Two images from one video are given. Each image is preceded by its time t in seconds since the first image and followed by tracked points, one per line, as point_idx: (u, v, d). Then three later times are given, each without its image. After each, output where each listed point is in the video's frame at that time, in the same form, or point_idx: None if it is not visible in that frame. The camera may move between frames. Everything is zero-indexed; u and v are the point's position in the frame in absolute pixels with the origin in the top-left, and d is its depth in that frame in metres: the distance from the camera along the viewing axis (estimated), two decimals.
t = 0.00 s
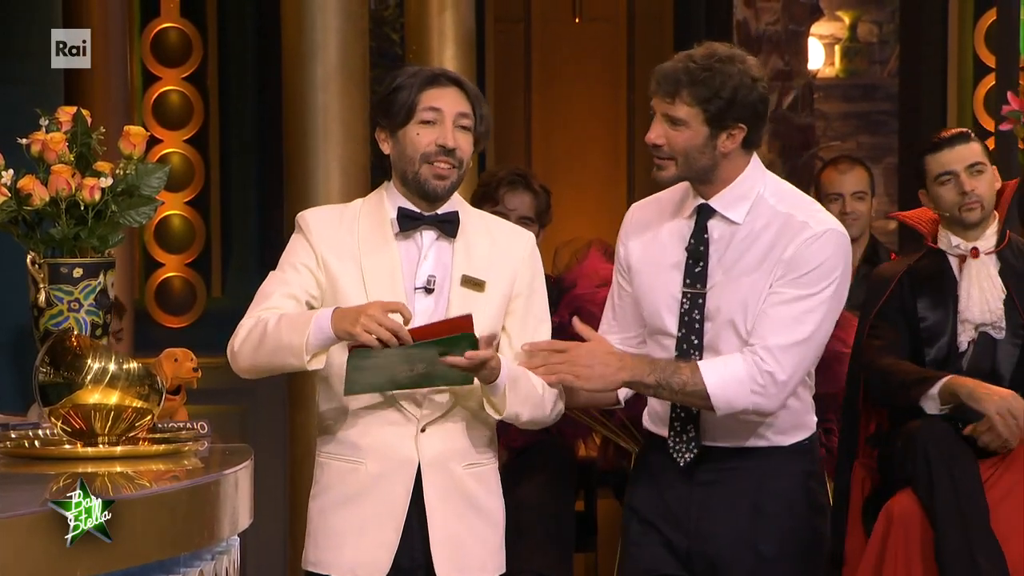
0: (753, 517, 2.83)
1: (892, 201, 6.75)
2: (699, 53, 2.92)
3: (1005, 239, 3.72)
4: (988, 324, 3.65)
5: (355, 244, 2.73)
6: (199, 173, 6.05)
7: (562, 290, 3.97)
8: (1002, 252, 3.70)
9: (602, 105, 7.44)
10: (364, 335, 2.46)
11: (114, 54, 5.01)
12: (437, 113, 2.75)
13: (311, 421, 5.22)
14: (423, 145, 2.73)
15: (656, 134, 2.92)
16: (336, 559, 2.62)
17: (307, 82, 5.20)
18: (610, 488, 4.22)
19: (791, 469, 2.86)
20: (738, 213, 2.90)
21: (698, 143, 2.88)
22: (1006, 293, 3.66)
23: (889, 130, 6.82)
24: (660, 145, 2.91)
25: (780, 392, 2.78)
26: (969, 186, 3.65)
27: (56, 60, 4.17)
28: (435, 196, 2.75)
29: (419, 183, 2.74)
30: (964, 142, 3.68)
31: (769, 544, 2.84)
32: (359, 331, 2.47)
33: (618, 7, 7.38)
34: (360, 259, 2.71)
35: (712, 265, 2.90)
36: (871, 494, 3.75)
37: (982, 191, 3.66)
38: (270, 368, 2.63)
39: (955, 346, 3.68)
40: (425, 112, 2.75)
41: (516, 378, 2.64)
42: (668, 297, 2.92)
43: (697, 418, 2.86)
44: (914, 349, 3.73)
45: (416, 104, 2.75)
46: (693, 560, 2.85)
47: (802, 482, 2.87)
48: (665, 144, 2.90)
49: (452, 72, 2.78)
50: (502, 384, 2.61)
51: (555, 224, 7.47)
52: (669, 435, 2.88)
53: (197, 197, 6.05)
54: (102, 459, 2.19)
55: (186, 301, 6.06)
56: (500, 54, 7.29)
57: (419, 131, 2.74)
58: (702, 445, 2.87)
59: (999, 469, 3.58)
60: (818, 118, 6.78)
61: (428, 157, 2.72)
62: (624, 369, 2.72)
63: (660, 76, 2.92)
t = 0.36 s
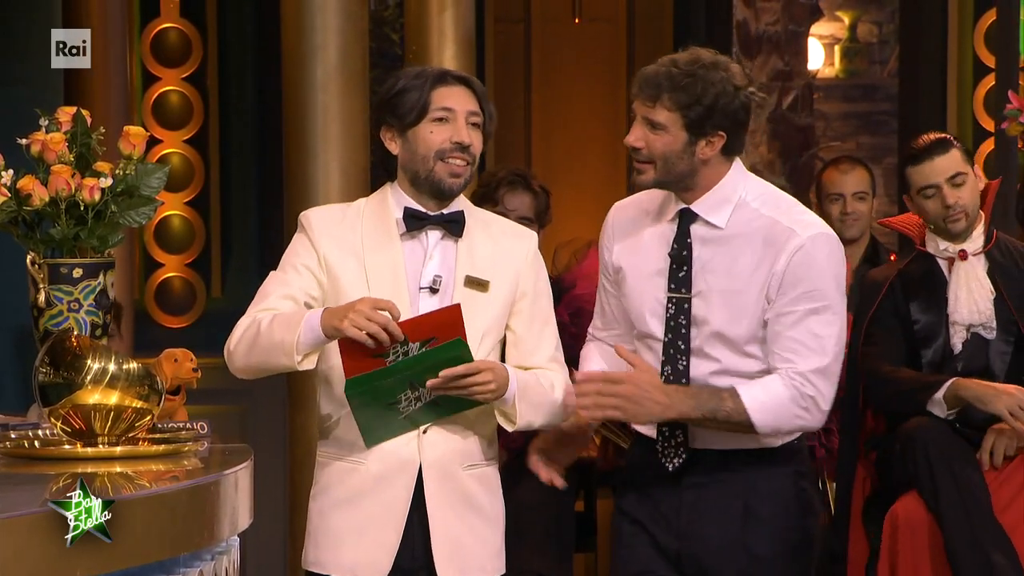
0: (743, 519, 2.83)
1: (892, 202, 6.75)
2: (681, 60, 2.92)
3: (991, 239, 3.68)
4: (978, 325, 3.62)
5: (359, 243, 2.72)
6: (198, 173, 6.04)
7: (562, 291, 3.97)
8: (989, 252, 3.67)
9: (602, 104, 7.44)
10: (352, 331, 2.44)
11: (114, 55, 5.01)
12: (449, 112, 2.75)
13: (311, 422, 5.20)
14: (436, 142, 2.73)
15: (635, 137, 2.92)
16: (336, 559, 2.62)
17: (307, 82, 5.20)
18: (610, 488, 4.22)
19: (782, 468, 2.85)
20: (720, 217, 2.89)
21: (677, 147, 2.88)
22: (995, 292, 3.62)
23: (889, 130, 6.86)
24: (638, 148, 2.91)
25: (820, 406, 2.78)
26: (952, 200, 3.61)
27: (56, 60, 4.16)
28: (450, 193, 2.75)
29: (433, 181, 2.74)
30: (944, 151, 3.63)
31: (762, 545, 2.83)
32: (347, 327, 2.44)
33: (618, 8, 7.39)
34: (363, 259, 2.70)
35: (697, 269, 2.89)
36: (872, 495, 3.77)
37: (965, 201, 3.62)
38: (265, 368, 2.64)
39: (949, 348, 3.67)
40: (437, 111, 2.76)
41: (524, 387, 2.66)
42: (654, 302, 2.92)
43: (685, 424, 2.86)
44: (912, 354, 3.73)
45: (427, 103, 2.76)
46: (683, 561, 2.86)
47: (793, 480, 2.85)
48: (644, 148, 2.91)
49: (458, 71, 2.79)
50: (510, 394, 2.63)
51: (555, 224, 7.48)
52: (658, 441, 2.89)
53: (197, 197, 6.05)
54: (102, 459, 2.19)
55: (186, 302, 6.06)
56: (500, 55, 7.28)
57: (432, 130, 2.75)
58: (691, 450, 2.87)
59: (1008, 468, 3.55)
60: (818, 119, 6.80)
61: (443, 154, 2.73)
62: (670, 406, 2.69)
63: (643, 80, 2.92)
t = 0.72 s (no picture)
0: (751, 518, 2.83)
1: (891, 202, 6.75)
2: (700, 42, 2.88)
3: (987, 239, 3.67)
4: (975, 324, 3.60)
5: (359, 242, 2.72)
6: (198, 173, 6.04)
7: (562, 291, 3.97)
8: (986, 251, 3.65)
9: (602, 104, 7.45)
10: (351, 318, 2.43)
11: (114, 55, 5.01)
12: (444, 108, 2.75)
13: (311, 422, 5.20)
14: (433, 139, 2.73)
15: (684, 122, 2.82)
16: (337, 559, 2.61)
17: (307, 82, 5.20)
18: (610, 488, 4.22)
19: (781, 468, 2.85)
20: (727, 206, 2.90)
21: (720, 125, 2.85)
22: (993, 293, 3.60)
23: (889, 130, 6.88)
24: (690, 133, 2.82)
25: (867, 385, 2.81)
26: (944, 217, 3.58)
27: (56, 60, 4.15)
28: (451, 188, 2.75)
29: (433, 177, 2.73)
30: (936, 168, 3.57)
31: (767, 542, 2.82)
32: (342, 314, 2.44)
33: (618, 7, 7.39)
34: (364, 257, 2.70)
35: (707, 260, 2.90)
36: (871, 493, 3.74)
37: (959, 215, 3.59)
38: (263, 367, 2.64)
39: (947, 349, 3.65)
40: (432, 107, 2.76)
41: (526, 386, 2.65)
42: (663, 296, 2.91)
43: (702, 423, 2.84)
44: (909, 357, 3.72)
45: (422, 101, 2.75)
46: (688, 563, 2.85)
47: (795, 484, 2.86)
48: (696, 130, 2.82)
49: (450, 68, 2.80)
50: (514, 394, 2.62)
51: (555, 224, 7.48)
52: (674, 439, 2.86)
53: (197, 197, 6.05)
54: (102, 459, 2.19)
55: (186, 302, 6.06)
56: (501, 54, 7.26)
57: (428, 127, 2.74)
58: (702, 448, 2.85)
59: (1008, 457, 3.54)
60: (818, 119, 6.79)
61: (441, 150, 2.72)
62: (743, 420, 2.68)
63: (662, 64, 2.86)
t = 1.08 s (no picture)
0: (766, 517, 2.73)
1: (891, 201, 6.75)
2: (712, 28, 2.85)
3: (982, 243, 3.65)
4: (970, 325, 3.59)
5: (357, 245, 2.69)
6: (199, 173, 6.05)
7: (561, 291, 3.97)
8: (982, 255, 3.63)
9: (602, 103, 7.45)
10: (344, 321, 2.39)
11: (113, 54, 5.01)
12: (434, 105, 2.72)
13: (311, 422, 5.20)
14: (427, 136, 2.70)
15: (706, 102, 2.77)
16: (344, 561, 2.57)
17: (307, 82, 5.19)
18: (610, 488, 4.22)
19: (792, 473, 2.76)
20: (744, 193, 2.85)
21: (742, 110, 2.80)
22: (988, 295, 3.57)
23: (888, 130, 6.85)
24: (715, 114, 2.77)
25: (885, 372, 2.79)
26: (940, 223, 3.56)
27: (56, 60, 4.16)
28: (449, 182, 2.71)
29: (431, 174, 2.70)
30: (929, 174, 3.55)
31: (782, 540, 2.73)
32: (335, 318, 2.40)
33: (618, 7, 7.42)
34: (362, 259, 2.67)
35: (726, 246, 2.83)
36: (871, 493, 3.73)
37: (954, 221, 3.57)
38: (266, 376, 2.62)
39: (943, 351, 3.63)
40: (422, 105, 2.72)
41: (534, 382, 2.63)
42: (680, 290, 2.82)
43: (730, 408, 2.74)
44: (904, 354, 3.68)
45: (412, 99, 2.72)
46: (702, 563, 2.75)
47: (802, 484, 2.77)
48: (720, 113, 2.76)
49: (436, 64, 2.76)
50: (523, 391, 2.60)
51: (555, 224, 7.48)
52: (699, 423, 2.75)
53: (197, 196, 6.05)
54: (103, 458, 2.19)
55: (186, 301, 6.06)
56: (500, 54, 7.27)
57: (421, 125, 2.71)
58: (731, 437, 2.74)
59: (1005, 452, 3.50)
60: (818, 118, 6.81)
61: (436, 146, 2.69)
62: (776, 383, 2.62)
63: (683, 47, 2.82)
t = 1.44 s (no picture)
0: (779, 515, 2.70)
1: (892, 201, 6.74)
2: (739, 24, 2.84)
3: (980, 242, 3.66)
4: (973, 324, 3.58)
5: (357, 245, 2.69)
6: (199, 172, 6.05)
7: (562, 291, 3.97)
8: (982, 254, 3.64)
9: (601, 103, 7.45)
10: (348, 319, 2.40)
11: (114, 54, 5.01)
12: (433, 105, 2.72)
13: (311, 422, 5.20)
14: (426, 138, 2.70)
15: (723, 96, 2.75)
16: (346, 560, 2.57)
17: (307, 82, 5.19)
18: (610, 488, 4.22)
19: (807, 471, 2.73)
20: (764, 193, 2.83)
21: (762, 105, 2.78)
22: (988, 294, 3.57)
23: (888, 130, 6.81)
24: (732, 109, 2.75)
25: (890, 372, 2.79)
26: (940, 222, 3.56)
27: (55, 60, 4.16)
28: (447, 183, 2.71)
29: (429, 174, 2.70)
30: (927, 174, 3.55)
31: (795, 539, 2.71)
32: (338, 316, 2.40)
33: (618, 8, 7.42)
34: (362, 259, 2.67)
35: (746, 241, 2.80)
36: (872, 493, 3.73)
37: (953, 220, 3.57)
38: (267, 376, 2.62)
39: (945, 351, 3.62)
40: (421, 106, 2.72)
41: (534, 380, 2.63)
42: (698, 284, 2.78)
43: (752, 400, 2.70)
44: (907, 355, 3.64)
45: (410, 100, 2.72)
46: (714, 562, 2.71)
47: (812, 483, 2.73)
48: (737, 107, 2.75)
49: (435, 64, 2.76)
50: (524, 390, 2.60)
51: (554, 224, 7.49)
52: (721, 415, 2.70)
53: (197, 196, 6.05)
54: (102, 458, 2.19)
55: (186, 301, 6.07)
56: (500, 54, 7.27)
57: (420, 126, 2.71)
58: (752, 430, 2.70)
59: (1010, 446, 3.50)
60: (818, 118, 6.80)
61: (435, 147, 2.69)
62: (770, 378, 2.61)
63: (710, 40, 2.81)
